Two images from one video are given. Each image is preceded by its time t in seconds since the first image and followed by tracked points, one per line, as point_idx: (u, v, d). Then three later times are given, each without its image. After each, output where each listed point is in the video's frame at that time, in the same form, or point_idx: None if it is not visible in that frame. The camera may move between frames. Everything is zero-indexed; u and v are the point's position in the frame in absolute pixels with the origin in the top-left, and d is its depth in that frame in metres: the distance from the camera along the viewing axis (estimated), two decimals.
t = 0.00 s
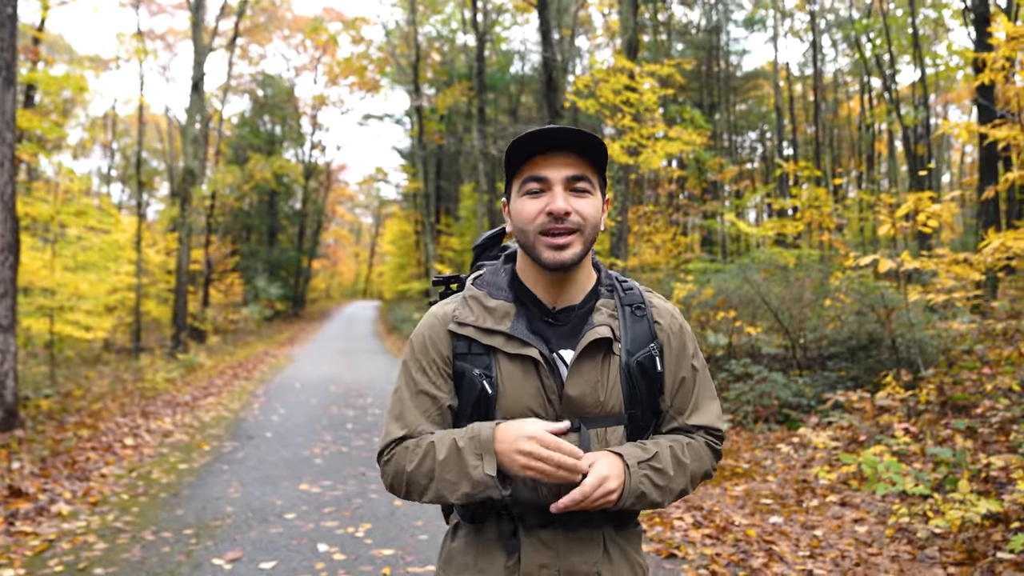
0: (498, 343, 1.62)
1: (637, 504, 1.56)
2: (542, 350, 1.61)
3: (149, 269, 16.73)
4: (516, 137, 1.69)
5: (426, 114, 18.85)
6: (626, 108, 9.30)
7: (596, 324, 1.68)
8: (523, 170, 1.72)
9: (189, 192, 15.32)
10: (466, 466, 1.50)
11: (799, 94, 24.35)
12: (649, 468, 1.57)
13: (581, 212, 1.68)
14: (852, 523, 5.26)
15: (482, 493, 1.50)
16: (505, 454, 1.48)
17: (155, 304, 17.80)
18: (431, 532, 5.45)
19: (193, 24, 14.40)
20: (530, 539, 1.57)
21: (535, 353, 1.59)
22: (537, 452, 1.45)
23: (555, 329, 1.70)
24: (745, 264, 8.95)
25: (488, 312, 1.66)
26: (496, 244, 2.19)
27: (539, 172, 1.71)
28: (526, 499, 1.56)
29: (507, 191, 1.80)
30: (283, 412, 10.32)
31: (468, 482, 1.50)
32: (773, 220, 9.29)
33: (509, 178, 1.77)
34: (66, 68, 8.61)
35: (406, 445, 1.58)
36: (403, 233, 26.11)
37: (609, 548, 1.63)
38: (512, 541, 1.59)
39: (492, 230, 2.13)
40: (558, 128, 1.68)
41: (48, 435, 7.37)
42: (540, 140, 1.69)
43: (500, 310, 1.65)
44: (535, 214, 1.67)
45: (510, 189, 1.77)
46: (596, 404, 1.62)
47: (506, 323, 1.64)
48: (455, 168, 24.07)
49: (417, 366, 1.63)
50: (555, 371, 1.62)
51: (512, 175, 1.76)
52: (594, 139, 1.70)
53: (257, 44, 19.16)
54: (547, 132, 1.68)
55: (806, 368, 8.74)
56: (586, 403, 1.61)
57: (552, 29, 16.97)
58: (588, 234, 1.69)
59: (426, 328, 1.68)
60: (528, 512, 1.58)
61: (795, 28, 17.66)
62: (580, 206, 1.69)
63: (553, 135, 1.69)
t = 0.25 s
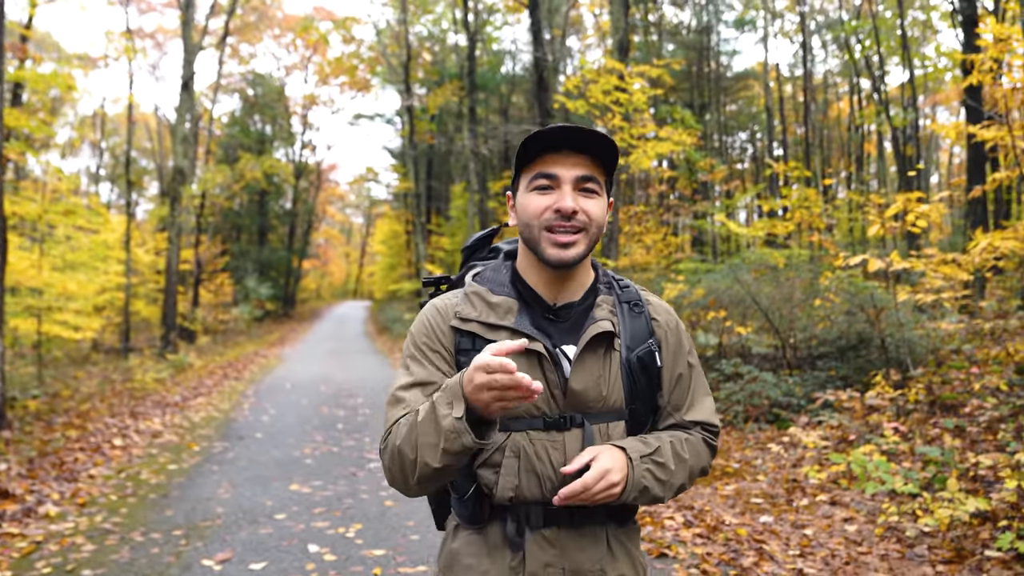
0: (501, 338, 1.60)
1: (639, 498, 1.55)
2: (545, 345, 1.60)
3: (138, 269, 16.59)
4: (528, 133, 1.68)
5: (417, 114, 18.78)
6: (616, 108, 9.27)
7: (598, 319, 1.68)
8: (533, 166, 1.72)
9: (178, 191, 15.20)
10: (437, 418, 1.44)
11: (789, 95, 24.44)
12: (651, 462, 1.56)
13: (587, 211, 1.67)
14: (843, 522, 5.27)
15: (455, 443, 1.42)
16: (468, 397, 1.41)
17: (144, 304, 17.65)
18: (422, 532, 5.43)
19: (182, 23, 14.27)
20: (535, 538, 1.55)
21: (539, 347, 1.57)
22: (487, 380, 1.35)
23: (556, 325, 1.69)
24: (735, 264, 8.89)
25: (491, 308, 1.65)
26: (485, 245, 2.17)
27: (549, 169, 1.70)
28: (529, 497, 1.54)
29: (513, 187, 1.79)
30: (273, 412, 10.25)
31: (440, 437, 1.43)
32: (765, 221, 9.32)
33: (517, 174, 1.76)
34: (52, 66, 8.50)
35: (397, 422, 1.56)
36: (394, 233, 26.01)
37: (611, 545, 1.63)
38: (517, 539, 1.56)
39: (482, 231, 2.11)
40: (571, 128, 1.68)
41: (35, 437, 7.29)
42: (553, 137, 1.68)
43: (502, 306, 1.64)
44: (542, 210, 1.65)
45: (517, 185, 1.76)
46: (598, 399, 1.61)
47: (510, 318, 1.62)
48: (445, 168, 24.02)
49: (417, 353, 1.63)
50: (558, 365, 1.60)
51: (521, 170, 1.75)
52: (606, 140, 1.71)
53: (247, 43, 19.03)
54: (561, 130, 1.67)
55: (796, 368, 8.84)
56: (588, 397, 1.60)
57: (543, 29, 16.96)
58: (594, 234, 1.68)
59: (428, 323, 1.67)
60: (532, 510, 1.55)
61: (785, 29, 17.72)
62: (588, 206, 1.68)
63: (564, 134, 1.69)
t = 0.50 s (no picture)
0: (504, 338, 1.59)
1: (647, 495, 1.55)
2: (548, 344, 1.60)
3: (125, 268, 16.47)
4: (519, 138, 1.68)
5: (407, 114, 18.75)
6: (604, 108, 9.28)
7: (600, 318, 1.70)
8: (526, 170, 1.72)
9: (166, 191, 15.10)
10: (462, 451, 1.44)
11: (777, 96, 24.59)
12: (658, 458, 1.57)
13: (581, 212, 1.67)
14: (831, 521, 5.31)
15: (480, 477, 1.43)
16: (498, 435, 1.41)
17: (132, 304, 17.51)
18: (412, 532, 5.42)
19: (170, 22, 14.17)
20: (540, 538, 1.55)
21: (543, 346, 1.58)
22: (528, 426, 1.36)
23: (558, 325, 1.71)
24: (724, 264, 8.95)
25: (492, 307, 1.63)
26: (473, 247, 2.17)
27: (541, 173, 1.70)
28: (536, 497, 1.55)
29: (508, 192, 1.79)
30: (263, 413, 10.19)
31: (465, 468, 1.43)
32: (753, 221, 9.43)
33: (511, 179, 1.76)
34: (37, 64, 8.42)
35: (400, 437, 1.51)
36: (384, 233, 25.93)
37: (614, 543, 1.64)
38: (522, 541, 1.54)
39: (470, 234, 2.11)
40: (561, 130, 1.68)
41: (21, 438, 7.23)
42: (544, 139, 1.68)
43: (504, 306, 1.63)
44: (536, 214, 1.65)
45: (512, 189, 1.76)
46: (601, 398, 1.62)
47: (512, 318, 1.61)
48: (435, 168, 23.98)
49: (416, 358, 1.58)
50: (561, 364, 1.62)
51: (514, 174, 1.75)
52: (598, 141, 1.70)
53: (236, 42, 18.93)
54: (551, 132, 1.67)
55: (784, 368, 8.74)
56: (591, 396, 1.61)
57: (533, 29, 16.98)
58: (589, 235, 1.67)
59: (428, 324, 1.63)
60: (538, 509, 1.56)
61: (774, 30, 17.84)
62: (581, 207, 1.68)
63: (556, 137, 1.68)
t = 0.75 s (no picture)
0: (496, 340, 1.59)
1: (635, 500, 1.57)
2: (541, 347, 1.59)
3: (112, 268, 16.33)
4: (499, 143, 1.69)
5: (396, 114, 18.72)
6: (592, 108, 9.31)
7: (595, 320, 1.69)
8: (509, 174, 1.72)
9: (154, 190, 15.00)
10: (486, 492, 1.48)
11: (765, 97, 24.74)
12: (647, 464, 1.58)
13: (567, 212, 1.67)
14: (818, 520, 5.35)
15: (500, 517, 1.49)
16: (527, 484, 1.47)
17: (118, 304, 17.36)
18: (401, 533, 5.42)
19: (158, 19, 14.08)
20: (529, 540, 1.55)
21: (535, 349, 1.58)
22: (563, 480, 1.44)
23: (551, 325, 1.71)
24: (713, 263, 9.01)
25: (485, 309, 1.63)
26: (469, 245, 2.17)
27: (524, 175, 1.70)
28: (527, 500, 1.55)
29: (495, 195, 1.80)
30: (251, 413, 10.13)
31: (486, 507, 1.49)
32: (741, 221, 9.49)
33: (496, 182, 1.77)
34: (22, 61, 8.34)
35: (405, 456, 1.53)
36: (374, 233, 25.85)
37: (605, 545, 1.63)
38: (511, 542, 1.55)
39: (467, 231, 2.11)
40: (540, 131, 1.67)
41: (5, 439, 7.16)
42: (523, 143, 1.68)
43: (497, 307, 1.63)
44: (523, 217, 1.66)
45: (498, 193, 1.77)
46: (593, 401, 1.62)
47: (504, 321, 1.61)
48: (424, 168, 23.94)
49: (412, 368, 1.58)
50: (554, 367, 1.61)
51: (498, 179, 1.76)
52: (577, 137, 1.68)
53: (224, 40, 18.83)
54: (527, 136, 1.66)
55: (772, 367, 8.79)
56: (584, 400, 1.61)
57: (522, 29, 17.01)
58: (577, 234, 1.67)
59: (422, 328, 1.63)
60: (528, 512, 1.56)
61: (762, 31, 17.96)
62: (567, 206, 1.68)
63: (535, 138, 1.68)
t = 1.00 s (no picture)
0: (482, 340, 1.60)
1: (618, 504, 1.54)
2: (525, 349, 1.59)
3: (98, 268, 16.19)
4: (477, 149, 1.68)
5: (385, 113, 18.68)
6: (580, 108, 9.32)
7: (582, 322, 1.66)
8: (490, 179, 1.72)
9: (141, 189, 14.89)
10: (465, 493, 1.49)
11: (754, 98, 24.88)
12: (629, 468, 1.56)
13: (549, 215, 1.65)
14: (807, 519, 5.38)
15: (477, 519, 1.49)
16: (507, 487, 1.48)
17: (105, 304, 17.21)
18: (389, 533, 5.41)
19: (145, 17, 13.97)
20: (509, 539, 1.55)
21: (519, 350, 1.57)
22: (543, 486, 1.46)
23: (540, 327, 1.70)
24: (701, 263, 9.06)
25: (473, 309, 1.64)
26: (477, 241, 2.10)
27: (505, 180, 1.69)
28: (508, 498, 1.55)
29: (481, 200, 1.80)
30: (238, 414, 10.07)
31: (465, 508, 1.49)
32: (728, 221, 9.55)
33: (480, 188, 1.77)
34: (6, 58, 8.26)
35: (390, 453, 1.55)
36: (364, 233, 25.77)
37: (588, 548, 1.61)
38: (491, 539, 1.56)
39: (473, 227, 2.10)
40: (517, 135, 1.65)
41: None
42: (501, 149, 1.67)
43: (484, 307, 1.63)
44: (504, 223, 1.66)
45: (483, 198, 1.77)
46: (578, 404, 1.60)
47: (490, 321, 1.62)
48: (413, 168, 23.89)
49: (399, 366, 1.59)
50: (538, 369, 1.60)
51: (481, 183, 1.76)
52: (556, 139, 1.66)
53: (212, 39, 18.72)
54: (504, 141, 1.65)
55: (760, 367, 8.83)
56: (568, 402, 1.59)
57: (511, 29, 17.01)
58: (560, 237, 1.66)
59: (411, 326, 1.65)
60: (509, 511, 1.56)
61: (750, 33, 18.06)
62: (549, 209, 1.66)
63: (513, 142, 1.66)
